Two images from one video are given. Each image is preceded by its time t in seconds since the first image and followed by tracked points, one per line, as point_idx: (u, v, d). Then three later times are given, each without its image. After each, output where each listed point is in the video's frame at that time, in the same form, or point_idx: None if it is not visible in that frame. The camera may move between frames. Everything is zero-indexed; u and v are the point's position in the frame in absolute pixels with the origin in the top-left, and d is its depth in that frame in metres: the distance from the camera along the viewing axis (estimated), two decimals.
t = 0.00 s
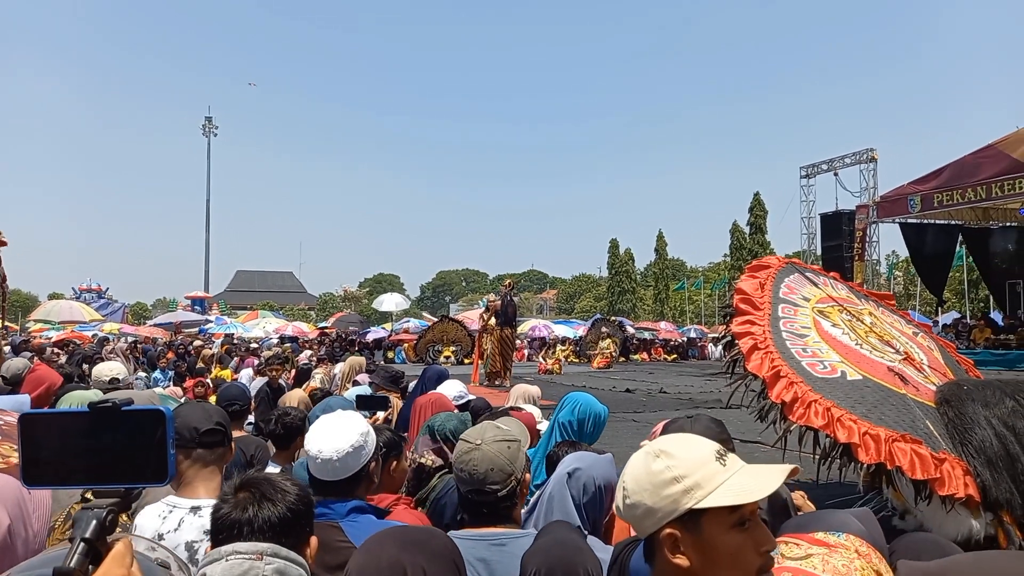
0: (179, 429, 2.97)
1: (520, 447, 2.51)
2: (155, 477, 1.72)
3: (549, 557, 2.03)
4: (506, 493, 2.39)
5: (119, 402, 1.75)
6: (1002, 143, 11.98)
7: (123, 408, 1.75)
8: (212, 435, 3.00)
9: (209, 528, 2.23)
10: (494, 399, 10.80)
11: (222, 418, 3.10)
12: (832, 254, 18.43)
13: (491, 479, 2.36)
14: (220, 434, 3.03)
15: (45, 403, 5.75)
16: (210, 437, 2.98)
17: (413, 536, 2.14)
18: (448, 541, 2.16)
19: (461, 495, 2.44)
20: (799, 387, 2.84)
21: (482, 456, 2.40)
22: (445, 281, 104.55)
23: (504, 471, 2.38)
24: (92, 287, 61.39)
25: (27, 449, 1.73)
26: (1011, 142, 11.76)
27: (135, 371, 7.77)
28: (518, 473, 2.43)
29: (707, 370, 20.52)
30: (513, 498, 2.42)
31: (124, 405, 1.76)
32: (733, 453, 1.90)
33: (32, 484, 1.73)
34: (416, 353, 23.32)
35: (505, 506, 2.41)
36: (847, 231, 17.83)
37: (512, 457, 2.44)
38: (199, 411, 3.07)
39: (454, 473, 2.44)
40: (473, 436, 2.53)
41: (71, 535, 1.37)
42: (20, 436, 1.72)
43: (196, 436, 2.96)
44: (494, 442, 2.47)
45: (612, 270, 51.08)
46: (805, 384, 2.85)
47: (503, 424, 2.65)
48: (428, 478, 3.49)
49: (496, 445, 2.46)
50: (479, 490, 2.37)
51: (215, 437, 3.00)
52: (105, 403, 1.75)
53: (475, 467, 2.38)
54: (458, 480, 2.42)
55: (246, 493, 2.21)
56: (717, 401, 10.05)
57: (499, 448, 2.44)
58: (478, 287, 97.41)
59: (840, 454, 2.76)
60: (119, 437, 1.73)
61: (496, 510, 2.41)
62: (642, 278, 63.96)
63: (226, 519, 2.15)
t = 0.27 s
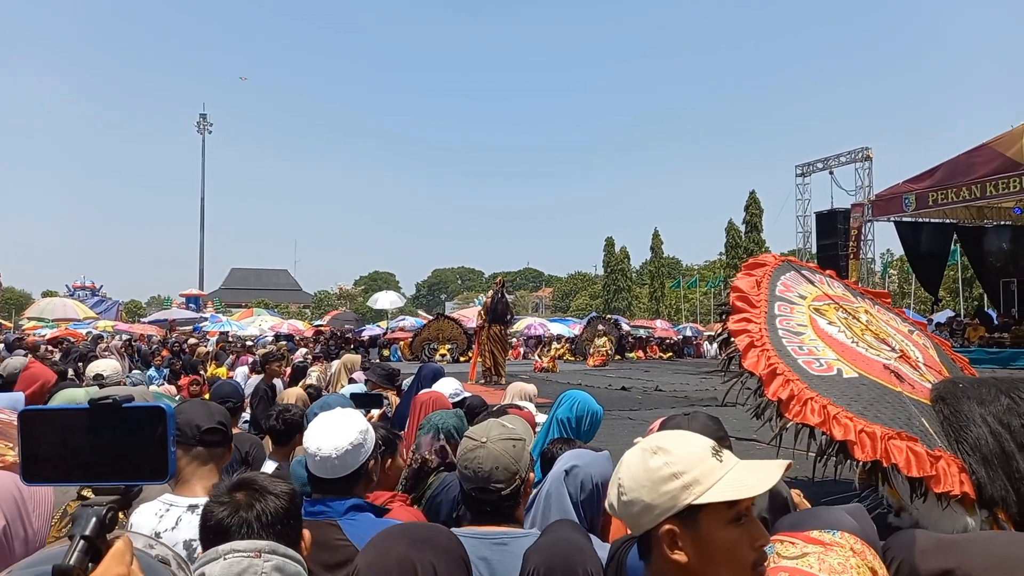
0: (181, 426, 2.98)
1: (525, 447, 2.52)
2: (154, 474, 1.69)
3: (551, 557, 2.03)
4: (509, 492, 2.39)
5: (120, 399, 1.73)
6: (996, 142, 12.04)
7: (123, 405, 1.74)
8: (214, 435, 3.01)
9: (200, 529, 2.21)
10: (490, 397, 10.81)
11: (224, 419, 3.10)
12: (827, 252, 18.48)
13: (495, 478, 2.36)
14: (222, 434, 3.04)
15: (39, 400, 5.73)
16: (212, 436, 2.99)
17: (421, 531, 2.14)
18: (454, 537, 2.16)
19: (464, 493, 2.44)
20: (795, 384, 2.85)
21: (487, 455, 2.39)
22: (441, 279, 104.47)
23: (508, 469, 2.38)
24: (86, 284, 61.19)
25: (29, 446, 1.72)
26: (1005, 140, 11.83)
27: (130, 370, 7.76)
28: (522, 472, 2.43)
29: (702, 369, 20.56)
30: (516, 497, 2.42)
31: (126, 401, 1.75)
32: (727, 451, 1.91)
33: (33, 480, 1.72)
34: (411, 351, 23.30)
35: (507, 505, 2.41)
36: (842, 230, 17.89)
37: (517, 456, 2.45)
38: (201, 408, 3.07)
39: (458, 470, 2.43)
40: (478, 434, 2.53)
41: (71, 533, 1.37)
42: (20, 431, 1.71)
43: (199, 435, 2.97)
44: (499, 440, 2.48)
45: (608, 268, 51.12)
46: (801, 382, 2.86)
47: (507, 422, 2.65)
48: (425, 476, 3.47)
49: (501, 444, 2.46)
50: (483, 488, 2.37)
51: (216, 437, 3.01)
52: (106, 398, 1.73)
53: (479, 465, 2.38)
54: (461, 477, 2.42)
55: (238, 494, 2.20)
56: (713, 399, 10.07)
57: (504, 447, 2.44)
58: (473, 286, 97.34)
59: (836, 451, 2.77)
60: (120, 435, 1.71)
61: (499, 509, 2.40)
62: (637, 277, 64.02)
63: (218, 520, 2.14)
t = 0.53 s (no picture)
0: (189, 428, 2.97)
1: (526, 448, 2.52)
2: (157, 473, 1.70)
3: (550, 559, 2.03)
4: (511, 494, 2.39)
5: (124, 399, 1.74)
6: (993, 145, 12.08)
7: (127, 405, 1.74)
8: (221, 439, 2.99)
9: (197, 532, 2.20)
10: (488, 398, 10.80)
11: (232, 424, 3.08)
12: (824, 254, 18.52)
13: (496, 479, 2.36)
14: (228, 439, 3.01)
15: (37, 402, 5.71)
16: (219, 441, 2.97)
17: (427, 531, 2.14)
18: (462, 537, 2.17)
19: (464, 494, 2.43)
20: (793, 386, 2.85)
21: (489, 456, 2.39)
22: (438, 281, 104.42)
23: (510, 471, 2.38)
24: (83, 286, 61.06)
25: (30, 446, 1.72)
26: (1001, 143, 11.89)
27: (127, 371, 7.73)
28: (523, 474, 2.43)
29: (699, 371, 20.58)
30: (517, 499, 2.42)
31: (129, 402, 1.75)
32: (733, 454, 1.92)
33: (32, 480, 1.72)
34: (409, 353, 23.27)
35: (508, 507, 2.40)
36: (839, 232, 17.92)
37: (518, 457, 2.45)
38: (212, 412, 3.06)
39: (459, 472, 2.43)
40: (479, 436, 2.53)
41: (74, 532, 1.36)
42: (23, 431, 1.71)
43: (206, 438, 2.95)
44: (500, 442, 2.48)
45: (605, 270, 51.13)
46: (799, 384, 2.87)
47: (507, 424, 2.64)
48: (425, 477, 3.47)
49: (503, 445, 2.46)
50: (484, 490, 2.37)
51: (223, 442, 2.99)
52: (110, 399, 1.74)
53: (481, 466, 2.38)
54: (462, 479, 2.41)
55: (235, 496, 2.20)
56: (711, 401, 10.08)
57: (505, 449, 2.44)
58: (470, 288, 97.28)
59: (834, 453, 2.78)
60: (124, 435, 1.71)
61: (499, 511, 2.40)
62: (635, 279, 64.06)
63: (216, 522, 2.15)
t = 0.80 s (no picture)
0: (194, 426, 2.95)
1: (523, 445, 2.51)
2: (157, 467, 1.70)
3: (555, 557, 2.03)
4: (508, 491, 2.39)
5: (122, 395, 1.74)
6: (994, 142, 12.06)
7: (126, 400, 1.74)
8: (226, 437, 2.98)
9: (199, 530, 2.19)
10: (489, 396, 10.79)
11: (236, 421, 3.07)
12: (825, 251, 18.50)
13: (494, 476, 2.36)
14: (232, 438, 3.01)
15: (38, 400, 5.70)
16: (224, 439, 2.96)
17: (432, 526, 2.13)
18: (471, 533, 2.17)
19: (462, 492, 2.43)
20: (795, 383, 2.85)
21: (485, 453, 2.39)
22: (438, 279, 104.37)
23: (506, 468, 2.38)
24: (83, 284, 61.03)
25: (31, 443, 1.72)
26: (1002, 140, 11.88)
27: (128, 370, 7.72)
28: (520, 471, 2.43)
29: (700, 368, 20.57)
30: (514, 496, 2.42)
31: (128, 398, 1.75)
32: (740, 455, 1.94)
33: (33, 477, 1.72)
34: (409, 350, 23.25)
35: (506, 504, 2.40)
36: (840, 229, 17.90)
37: (515, 454, 2.44)
38: (217, 409, 3.05)
39: (456, 470, 2.43)
40: (476, 433, 2.53)
41: (73, 528, 1.36)
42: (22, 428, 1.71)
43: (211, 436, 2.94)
44: (497, 439, 2.47)
45: (606, 268, 51.11)
46: (801, 381, 2.86)
47: (504, 422, 2.64)
48: (426, 474, 3.46)
49: (499, 442, 2.46)
50: (482, 487, 2.37)
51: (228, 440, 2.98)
52: (109, 395, 1.74)
53: (478, 463, 2.37)
54: (460, 477, 2.41)
55: (236, 493, 2.20)
56: (712, 398, 10.07)
57: (502, 445, 2.44)
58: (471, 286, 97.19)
59: (836, 450, 2.78)
60: (122, 429, 1.71)
61: (497, 508, 2.40)
62: (635, 276, 64.03)
63: (219, 520, 2.14)
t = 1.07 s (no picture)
0: (190, 422, 2.95)
1: (517, 443, 2.51)
2: (156, 467, 1.70)
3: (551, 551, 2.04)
4: (503, 489, 2.39)
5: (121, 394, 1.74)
6: (994, 140, 12.06)
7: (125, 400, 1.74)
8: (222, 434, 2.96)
9: (199, 529, 2.19)
10: (488, 395, 10.78)
11: (233, 418, 3.05)
12: (824, 250, 18.50)
13: (489, 474, 2.36)
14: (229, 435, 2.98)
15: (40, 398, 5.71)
16: (220, 436, 2.94)
17: (434, 524, 2.14)
18: (471, 531, 2.17)
19: (457, 491, 2.44)
20: (795, 381, 2.85)
21: (480, 451, 2.39)
22: (438, 278, 104.34)
23: (502, 466, 2.38)
24: (83, 283, 61.03)
25: (29, 442, 1.72)
26: (1002, 138, 11.87)
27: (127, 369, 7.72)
28: (516, 469, 2.43)
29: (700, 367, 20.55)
30: (510, 494, 2.42)
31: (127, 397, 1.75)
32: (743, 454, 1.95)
33: (32, 476, 1.72)
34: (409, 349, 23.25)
35: (502, 502, 2.40)
36: (840, 228, 17.91)
37: (510, 452, 2.44)
38: (214, 406, 3.03)
39: (451, 469, 2.43)
40: (470, 431, 2.53)
41: (73, 527, 1.36)
42: (21, 426, 1.71)
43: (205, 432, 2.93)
44: (491, 437, 2.47)
45: (606, 267, 51.12)
46: (801, 379, 2.86)
47: (498, 420, 2.64)
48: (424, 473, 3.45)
49: (494, 440, 2.46)
50: (477, 486, 2.37)
51: (223, 436, 2.95)
52: (108, 395, 1.74)
53: (473, 462, 2.38)
54: (455, 475, 2.41)
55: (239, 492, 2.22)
56: (712, 397, 10.08)
57: (497, 443, 2.44)
58: (471, 285, 97.23)
59: (836, 449, 2.78)
60: (120, 428, 1.71)
61: (492, 506, 2.40)
62: (635, 275, 64.05)
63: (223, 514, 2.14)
